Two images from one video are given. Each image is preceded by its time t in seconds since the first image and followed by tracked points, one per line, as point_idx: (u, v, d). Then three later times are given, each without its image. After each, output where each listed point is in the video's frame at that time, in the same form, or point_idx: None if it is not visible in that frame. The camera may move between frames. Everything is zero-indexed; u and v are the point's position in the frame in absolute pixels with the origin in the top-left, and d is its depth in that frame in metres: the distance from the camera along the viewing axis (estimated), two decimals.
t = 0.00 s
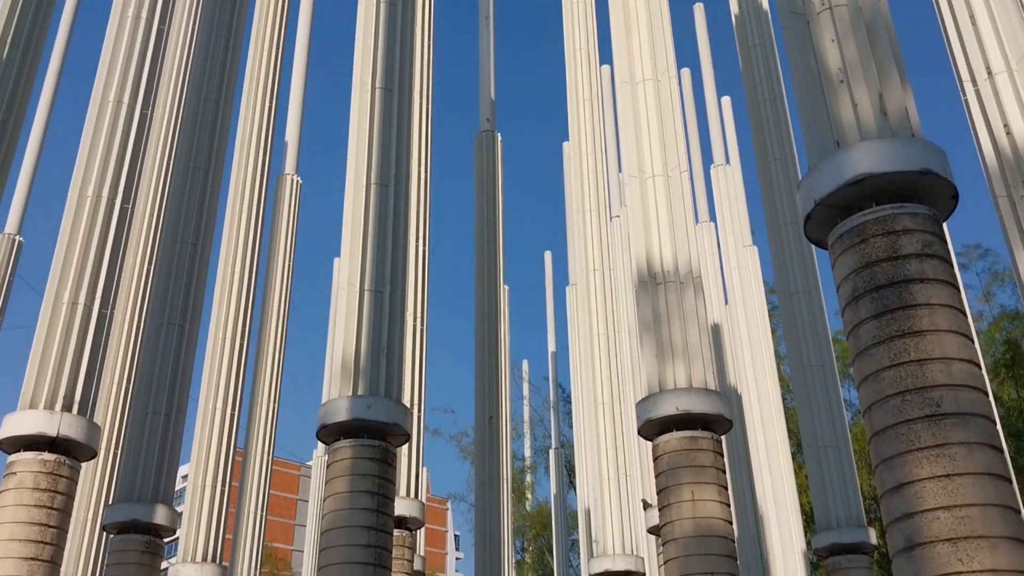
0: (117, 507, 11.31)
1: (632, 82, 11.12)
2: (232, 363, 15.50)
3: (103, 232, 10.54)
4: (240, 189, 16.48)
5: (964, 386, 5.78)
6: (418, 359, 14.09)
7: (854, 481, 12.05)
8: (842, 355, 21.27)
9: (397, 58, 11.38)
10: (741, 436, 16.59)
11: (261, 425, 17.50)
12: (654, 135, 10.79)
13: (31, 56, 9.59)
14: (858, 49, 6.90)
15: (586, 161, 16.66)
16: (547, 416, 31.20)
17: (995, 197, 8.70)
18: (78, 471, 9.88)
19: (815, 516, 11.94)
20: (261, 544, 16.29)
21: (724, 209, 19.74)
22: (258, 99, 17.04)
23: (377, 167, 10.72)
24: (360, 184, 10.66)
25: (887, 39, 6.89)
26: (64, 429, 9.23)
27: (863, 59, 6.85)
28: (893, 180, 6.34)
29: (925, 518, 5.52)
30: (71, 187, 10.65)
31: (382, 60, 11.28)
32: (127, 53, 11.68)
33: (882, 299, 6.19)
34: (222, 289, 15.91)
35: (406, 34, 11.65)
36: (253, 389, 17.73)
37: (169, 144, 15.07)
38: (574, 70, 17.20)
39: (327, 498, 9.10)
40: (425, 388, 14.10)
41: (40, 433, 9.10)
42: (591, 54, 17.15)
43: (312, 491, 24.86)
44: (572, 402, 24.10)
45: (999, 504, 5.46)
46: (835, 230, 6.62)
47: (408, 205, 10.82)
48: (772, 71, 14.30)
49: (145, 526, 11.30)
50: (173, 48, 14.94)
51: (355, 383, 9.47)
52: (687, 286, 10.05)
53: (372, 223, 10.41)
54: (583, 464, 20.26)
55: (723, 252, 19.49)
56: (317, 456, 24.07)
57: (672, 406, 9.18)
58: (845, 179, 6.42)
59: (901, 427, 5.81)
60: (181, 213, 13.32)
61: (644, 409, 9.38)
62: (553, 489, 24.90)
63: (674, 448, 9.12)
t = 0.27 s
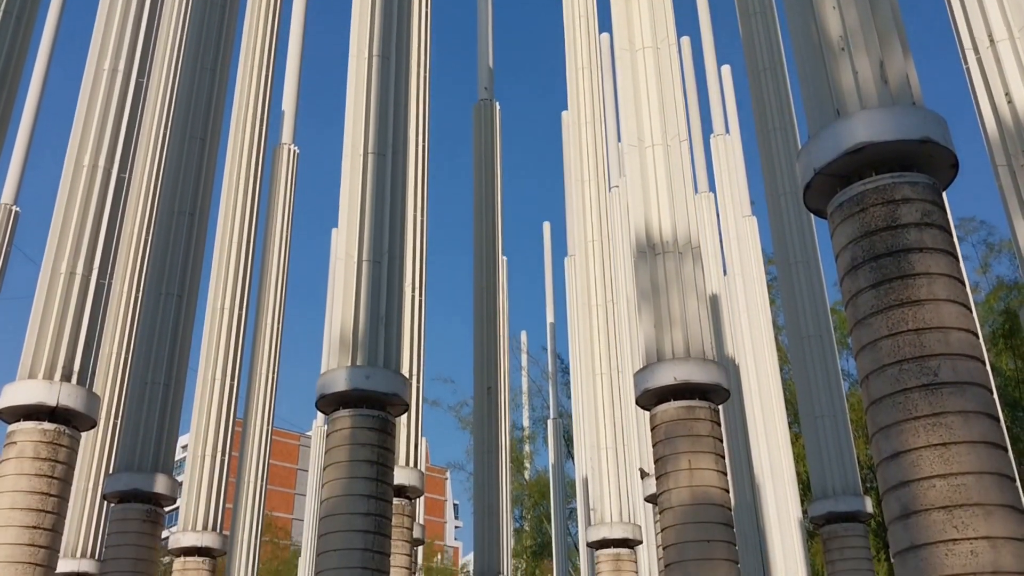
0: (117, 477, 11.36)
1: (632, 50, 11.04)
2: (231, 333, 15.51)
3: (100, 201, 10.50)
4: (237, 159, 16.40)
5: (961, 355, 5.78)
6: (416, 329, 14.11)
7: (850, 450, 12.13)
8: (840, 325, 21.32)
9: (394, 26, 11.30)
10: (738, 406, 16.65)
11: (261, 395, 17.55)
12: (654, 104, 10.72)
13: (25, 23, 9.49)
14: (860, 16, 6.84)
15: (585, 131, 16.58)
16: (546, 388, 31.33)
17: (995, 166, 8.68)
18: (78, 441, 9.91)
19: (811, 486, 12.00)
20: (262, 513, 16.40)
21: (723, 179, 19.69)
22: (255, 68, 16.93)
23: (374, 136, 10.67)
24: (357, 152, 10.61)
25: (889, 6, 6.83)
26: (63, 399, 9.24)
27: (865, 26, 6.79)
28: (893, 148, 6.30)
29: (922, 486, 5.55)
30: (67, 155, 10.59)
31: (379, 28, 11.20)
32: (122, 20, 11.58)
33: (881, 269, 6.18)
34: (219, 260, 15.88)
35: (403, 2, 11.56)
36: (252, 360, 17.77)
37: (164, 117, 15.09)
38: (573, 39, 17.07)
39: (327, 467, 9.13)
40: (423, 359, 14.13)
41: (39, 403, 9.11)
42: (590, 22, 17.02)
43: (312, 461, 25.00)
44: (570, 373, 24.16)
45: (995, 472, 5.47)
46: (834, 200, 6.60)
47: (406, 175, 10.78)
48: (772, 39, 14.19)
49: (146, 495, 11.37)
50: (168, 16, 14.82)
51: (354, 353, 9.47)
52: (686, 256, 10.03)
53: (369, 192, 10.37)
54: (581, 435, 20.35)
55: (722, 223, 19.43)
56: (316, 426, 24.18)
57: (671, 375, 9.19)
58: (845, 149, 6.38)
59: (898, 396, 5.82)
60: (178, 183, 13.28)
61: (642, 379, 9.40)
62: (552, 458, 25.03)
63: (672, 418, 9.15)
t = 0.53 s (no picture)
0: (119, 447, 11.40)
1: (632, 18, 10.95)
2: (231, 304, 15.51)
3: (98, 171, 10.45)
4: (235, 129, 16.31)
5: (961, 325, 5.78)
6: (416, 300, 14.10)
7: (848, 419, 12.18)
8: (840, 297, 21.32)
9: None
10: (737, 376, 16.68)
11: (261, 365, 17.58)
12: (655, 74, 10.64)
13: None
14: None
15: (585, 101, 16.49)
16: (545, 358, 31.39)
17: (998, 136, 8.61)
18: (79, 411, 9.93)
19: (809, 456, 12.04)
20: (263, 483, 16.49)
21: (724, 150, 19.60)
22: (252, 37, 16.80)
23: (373, 105, 10.60)
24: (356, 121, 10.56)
25: None
26: (63, 369, 9.24)
27: None
28: (894, 118, 6.25)
29: (920, 455, 5.57)
30: (65, 126, 10.52)
31: None
32: None
33: (881, 240, 6.16)
34: (218, 230, 15.84)
35: None
36: (252, 330, 17.79)
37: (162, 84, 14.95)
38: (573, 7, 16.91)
39: (327, 438, 9.17)
40: (423, 329, 14.14)
41: (40, 373, 9.12)
42: None
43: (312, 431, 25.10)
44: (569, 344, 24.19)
45: (993, 442, 5.49)
46: (835, 170, 6.57)
47: (405, 145, 10.73)
48: (775, 7, 14.06)
49: (147, 465, 11.43)
50: None
51: (354, 324, 9.47)
52: (686, 226, 9.99)
53: (368, 162, 10.32)
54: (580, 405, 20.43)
55: (723, 194, 19.36)
56: (316, 396, 24.25)
57: (670, 346, 9.19)
58: (847, 118, 6.34)
59: (897, 366, 5.83)
60: (176, 153, 13.22)
61: (642, 349, 9.40)
62: (551, 429, 25.14)
63: (671, 388, 9.16)
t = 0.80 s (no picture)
0: (120, 418, 11.45)
1: None
2: (231, 277, 15.50)
3: (97, 143, 10.39)
4: (234, 101, 16.22)
5: (961, 297, 5.77)
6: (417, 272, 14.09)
7: (848, 391, 12.21)
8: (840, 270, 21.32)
9: None
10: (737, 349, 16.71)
11: (261, 338, 17.60)
12: (657, 46, 10.57)
13: None
14: None
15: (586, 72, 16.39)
16: (545, 332, 31.43)
17: (1001, 108, 8.55)
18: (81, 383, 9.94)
19: (808, 427, 12.09)
20: (264, 455, 16.57)
21: (725, 122, 19.51)
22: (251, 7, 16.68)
23: (373, 77, 10.55)
24: (355, 93, 10.50)
25: None
26: (65, 341, 9.25)
27: None
28: (898, 89, 6.21)
29: (919, 427, 5.59)
30: (63, 97, 10.44)
31: None
32: None
33: (883, 212, 6.14)
34: (218, 202, 15.80)
35: None
36: (252, 303, 17.80)
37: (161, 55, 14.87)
38: None
39: (328, 411, 9.21)
40: (423, 302, 14.15)
41: (40, 345, 9.12)
42: None
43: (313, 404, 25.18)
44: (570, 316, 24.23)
45: (992, 414, 5.50)
46: (837, 141, 6.53)
47: (405, 117, 10.67)
48: None
49: (149, 436, 11.48)
50: None
51: (354, 296, 9.47)
52: (687, 198, 9.96)
53: (367, 134, 10.27)
54: (580, 378, 20.48)
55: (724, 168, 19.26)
56: (317, 369, 24.30)
57: (671, 319, 9.17)
58: (850, 89, 6.29)
59: (898, 338, 5.83)
60: (175, 125, 13.17)
61: (642, 322, 9.40)
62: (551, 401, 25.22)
63: (671, 360, 9.18)
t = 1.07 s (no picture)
0: (120, 391, 11.48)
1: None
2: (230, 249, 15.47)
3: (95, 114, 10.33)
4: (233, 71, 16.11)
5: (962, 271, 5.76)
6: (417, 245, 14.08)
7: (847, 364, 12.23)
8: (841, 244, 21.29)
9: None
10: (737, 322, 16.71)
11: (261, 311, 17.60)
12: (659, 16, 10.48)
13: None
14: None
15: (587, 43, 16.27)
16: (545, 305, 31.44)
17: (1005, 81, 8.48)
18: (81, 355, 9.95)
19: (807, 401, 12.12)
20: (265, 428, 16.64)
21: (727, 95, 19.39)
22: None
23: (373, 47, 10.47)
24: (355, 64, 10.44)
25: None
26: (65, 313, 9.25)
27: None
28: (901, 61, 6.16)
29: (918, 399, 5.60)
30: (60, 67, 10.36)
31: None
32: None
33: (885, 185, 6.11)
34: (217, 175, 15.74)
35: None
36: (252, 276, 17.79)
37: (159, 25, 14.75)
38: None
39: (328, 383, 9.22)
40: (423, 275, 14.14)
41: (41, 317, 9.12)
42: None
43: (314, 377, 25.23)
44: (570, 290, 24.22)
45: (991, 388, 5.50)
46: (840, 113, 6.49)
47: (404, 88, 10.61)
48: None
49: (149, 408, 11.50)
50: None
51: (354, 269, 9.46)
52: (688, 170, 9.91)
53: (367, 105, 10.22)
54: (580, 351, 20.51)
55: (726, 141, 19.14)
56: (317, 342, 24.33)
57: (671, 292, 9.16)
58: (854, 61, 6.24)
59: (898, 310, 5.83)
60: (174, 96, 13.09)
61: (642, 296, 9.40)
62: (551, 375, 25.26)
63: (671, 334, 9.18)
